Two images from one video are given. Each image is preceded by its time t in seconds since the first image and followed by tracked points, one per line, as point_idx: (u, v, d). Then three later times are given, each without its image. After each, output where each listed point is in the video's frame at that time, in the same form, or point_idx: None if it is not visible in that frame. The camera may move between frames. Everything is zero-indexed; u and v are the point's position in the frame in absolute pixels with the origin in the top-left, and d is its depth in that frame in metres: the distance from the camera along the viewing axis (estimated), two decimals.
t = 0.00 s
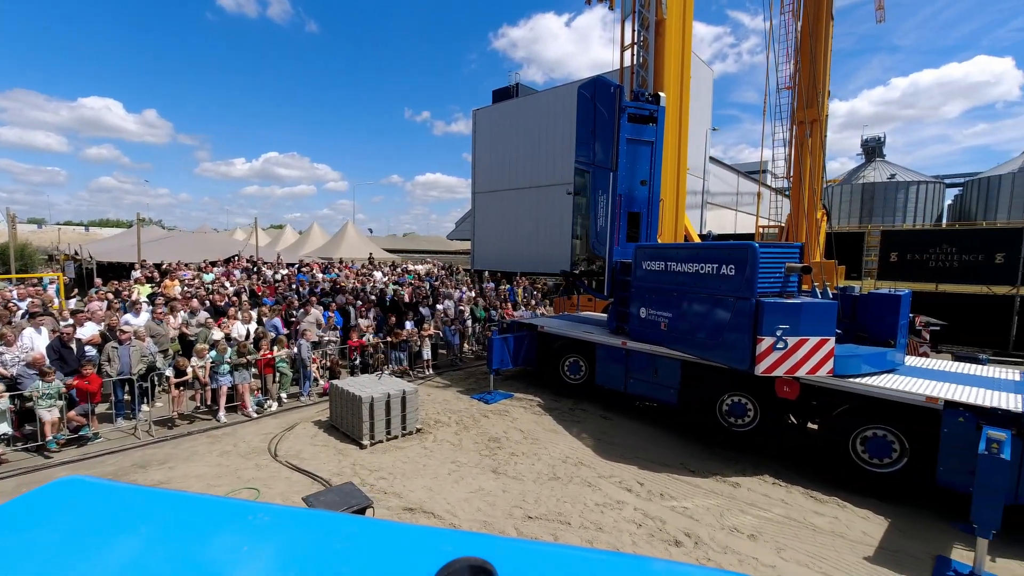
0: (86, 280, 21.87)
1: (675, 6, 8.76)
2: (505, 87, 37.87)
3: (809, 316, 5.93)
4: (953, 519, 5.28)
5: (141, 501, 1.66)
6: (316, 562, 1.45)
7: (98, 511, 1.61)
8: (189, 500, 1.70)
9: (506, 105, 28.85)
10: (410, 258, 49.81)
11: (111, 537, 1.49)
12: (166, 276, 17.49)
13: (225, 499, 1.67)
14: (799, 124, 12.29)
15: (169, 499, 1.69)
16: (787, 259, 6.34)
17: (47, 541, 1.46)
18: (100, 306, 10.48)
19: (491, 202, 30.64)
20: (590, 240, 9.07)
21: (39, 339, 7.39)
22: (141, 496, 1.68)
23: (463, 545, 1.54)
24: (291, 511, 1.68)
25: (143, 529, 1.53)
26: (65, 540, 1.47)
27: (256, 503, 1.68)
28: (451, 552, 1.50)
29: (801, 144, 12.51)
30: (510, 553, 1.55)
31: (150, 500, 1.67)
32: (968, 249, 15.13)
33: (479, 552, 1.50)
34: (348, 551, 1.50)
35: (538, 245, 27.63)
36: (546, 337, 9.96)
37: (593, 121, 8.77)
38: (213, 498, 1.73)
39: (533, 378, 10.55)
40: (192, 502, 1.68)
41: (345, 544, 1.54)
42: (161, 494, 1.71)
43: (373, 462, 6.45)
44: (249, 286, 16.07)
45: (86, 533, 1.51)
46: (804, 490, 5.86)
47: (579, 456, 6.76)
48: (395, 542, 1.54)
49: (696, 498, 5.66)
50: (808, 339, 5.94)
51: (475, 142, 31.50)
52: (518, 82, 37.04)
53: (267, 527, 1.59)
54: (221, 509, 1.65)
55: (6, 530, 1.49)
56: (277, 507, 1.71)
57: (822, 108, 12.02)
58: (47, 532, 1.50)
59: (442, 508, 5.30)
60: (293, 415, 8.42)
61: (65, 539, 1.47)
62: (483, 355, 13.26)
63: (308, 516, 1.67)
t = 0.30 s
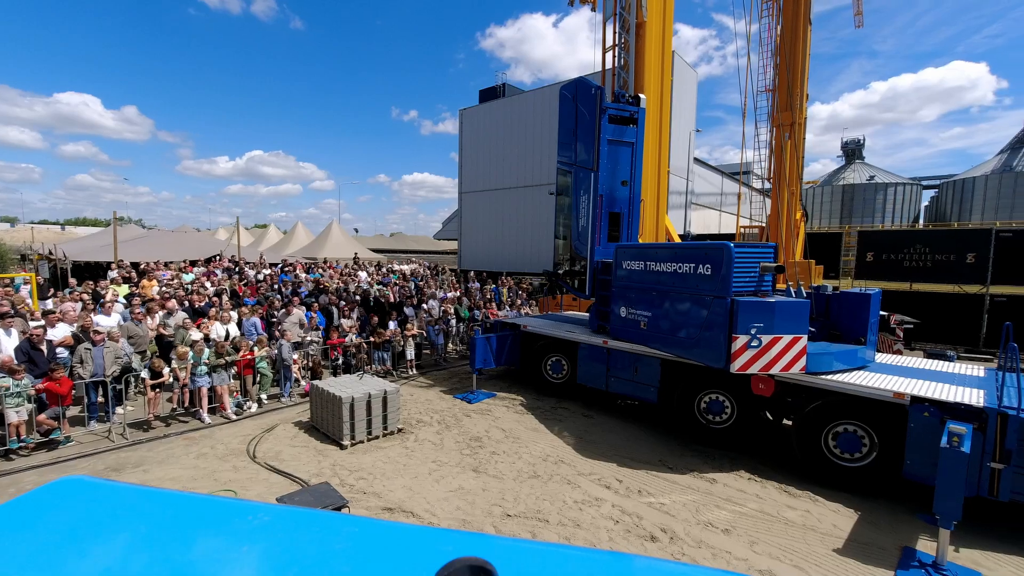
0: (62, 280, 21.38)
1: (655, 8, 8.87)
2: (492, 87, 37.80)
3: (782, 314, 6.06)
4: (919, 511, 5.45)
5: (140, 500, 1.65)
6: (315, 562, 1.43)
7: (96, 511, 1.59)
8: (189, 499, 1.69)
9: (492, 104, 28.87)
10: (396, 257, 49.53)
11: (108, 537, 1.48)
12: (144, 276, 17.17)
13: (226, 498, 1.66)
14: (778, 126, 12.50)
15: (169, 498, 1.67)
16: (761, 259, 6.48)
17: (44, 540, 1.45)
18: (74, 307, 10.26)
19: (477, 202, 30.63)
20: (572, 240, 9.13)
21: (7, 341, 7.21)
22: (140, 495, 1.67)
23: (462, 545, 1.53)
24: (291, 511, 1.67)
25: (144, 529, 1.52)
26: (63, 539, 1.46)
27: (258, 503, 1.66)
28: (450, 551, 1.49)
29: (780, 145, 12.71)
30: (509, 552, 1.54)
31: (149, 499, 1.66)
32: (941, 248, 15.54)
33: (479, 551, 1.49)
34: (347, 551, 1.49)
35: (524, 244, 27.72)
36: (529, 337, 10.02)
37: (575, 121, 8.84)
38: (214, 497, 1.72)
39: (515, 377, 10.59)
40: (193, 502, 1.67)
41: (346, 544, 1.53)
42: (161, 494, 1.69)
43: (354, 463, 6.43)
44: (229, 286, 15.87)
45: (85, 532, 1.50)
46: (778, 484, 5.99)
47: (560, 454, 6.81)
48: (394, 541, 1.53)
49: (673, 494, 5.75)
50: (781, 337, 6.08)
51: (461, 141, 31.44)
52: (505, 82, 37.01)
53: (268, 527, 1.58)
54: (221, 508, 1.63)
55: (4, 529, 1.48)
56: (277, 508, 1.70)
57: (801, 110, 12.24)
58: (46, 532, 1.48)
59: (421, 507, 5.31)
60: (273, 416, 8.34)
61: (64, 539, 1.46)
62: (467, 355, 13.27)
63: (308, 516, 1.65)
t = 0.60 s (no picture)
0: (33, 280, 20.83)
1: (634, 10, 8.96)
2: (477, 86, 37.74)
3: (754, 313, 6.19)
4: (885, 503, 5.61)
5: (139, 501, 1.67)
6: (315, 561, 1.46)
7: (95, 512, 1.61)
8: (189, 500, 1.72)
9: (477, 104, 28.85)
10: (380, 257, 49.22)
11: (106, 536, 1.50)
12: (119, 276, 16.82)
13: (226, 499, 1.69)
14: (757, 128, 12.66)
15: (168, 500, 1.70)
16: (735, 258, 6.62)
17: (45, 540, 1.47)
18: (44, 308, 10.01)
19: (462, 201, 30.58)
20: (552, 240, 9.20)
21: None
22: (140, 496, 1.70)
23: (463, 545, 1.55)
24: (289, 512, 1.69)
25: (144, 529, 1.55)
26: (61, 540, 1.47)
27: (257, 504, 1.69)
28: (451, 551, 1.52)
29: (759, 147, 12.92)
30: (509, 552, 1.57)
31: (150, 500, 1.68)
32: (912, 248, 15.97)
33: (479, 551, 1.51)
34: (348, 550, 1.52)
35: (509, 244, 27.79)
36: (511, 336, 10.06)
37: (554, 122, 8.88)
38: (213, 498, 1.74)
39: (497, 377, 10.62)
40: (193, 502, 1.70)
41: (346, 545, 1.55)
42: (161, 495, 1.72)
43: (332, 463, 6.39)
44: (207, 286, 15.60)
45: (84, 532, 1.52)
46: (752, 479, 6.12)
47: (539, 453, 6.87)
48: (395, 541, 1.55)
49: (649, 490, 5.84)
50: (753, 335, 6.21)
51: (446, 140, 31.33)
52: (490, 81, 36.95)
53: (267, 528, 1.60)
54: (221, 510, 1.66)
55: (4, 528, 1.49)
56: (277, 509, 1.73)
57: (778, 112, 12.45)
58: (47, 531, 1.50)
59: (398, 507, 5.31)
60: (250, 417, 8.25)
61: (65, 538, 1.48)
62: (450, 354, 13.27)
63: (307, 516, 1.68)
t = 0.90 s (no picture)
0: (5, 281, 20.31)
1: (614, 12, 9.05)
2: (463, 86, 37.66)
3: (728, 312, 6.31)
4: (853, 496, 5.76)
5: (140, 501, 1.69)
6: (315, 561, 1.47)
7: (94, 511, 1.62)
8: (189, 500, 1.73)
9: (462, 104, 28.82)
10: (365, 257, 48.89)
11: (105, 535, 1.51)
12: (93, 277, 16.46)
13: (227, 499, 1.71)
14: (736, 130, 12.85)
15: (167, 500, 1.71)
16: (709, 258, 6.75)
17: (44, 539, 1.48)
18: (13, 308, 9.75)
19: (447, 201, 30.50)
20: (534, 239, 9.26)
21: None
22: (141, 497, 1.71)
23: (463, 546, 1.57)
24: (289, 512, 1.71)
25: (144, 529, 1.55)
26: (60, 539, 1.48)
27: (258, 504, 1.71)
28: (451, 551, 1.54)
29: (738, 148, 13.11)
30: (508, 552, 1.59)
31: (150, 501, 1.69)
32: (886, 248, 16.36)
33: (480, 552, 1.53)
34: (349, 550, 1.53)
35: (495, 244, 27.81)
36: (493, 336, 10.09)
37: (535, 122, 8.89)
38: (212, 499, 1.75)
39: (479, 377, 10.62)
40: (192, 502, 1.71)
41: (346, 545, 1.56)
42: (160, 495, 1.73)
43: (309, 464, 6.35)
44: (185, 286, 15.32)
45: (83, 532, 1.53)
46: (727, 475, 6.24)
47: (519, 451, 6.90)
48: (394, 541, 1.57)
49: (626, 486, 5.92)
50: (727, 334, 6.33)
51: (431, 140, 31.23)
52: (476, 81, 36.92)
53: (266, 529, 1.61)
54: (220, 510, 1.68)
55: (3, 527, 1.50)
56: (276, 509, 1.74)
57: (757, 114, 12.64)
58: (47, 531, 1.51)
59: (375, 506, 5.30)
60: (228, 419, 8.15)
61: (65, 537, 1.49)
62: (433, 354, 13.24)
63: (306, 517, 1.69)
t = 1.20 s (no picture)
0: None
1: (594, 14, 9.13)
2: (447, 86, 37.52)
3: (703, 310, 6.43)
4: (823, 490, 5.91)
5: (140, 501, 1.68)
6: (315, 560, 1.46)
7: (94, 511, 1.62)
8: (191, 499, 1.73)
9: (447, 103, 28.76)
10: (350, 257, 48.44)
11: (105, 535, 1.50)
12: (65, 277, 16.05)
13: (228, 498, 1.71)
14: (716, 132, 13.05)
15: (169, 500, 1.70)
16: (685, 257, 6.87)
17: (43, 539, 1.47)
18: None
19: (432, 201, 30.38)
20: (515, 239, 9.31)
21: None
22: (141, 497, 1.71)
23: (463, 545, 1.55)
24: (290, 512, 1.70)
25: (144, 529, 1.55)
26: (61, 539, 1.48)
27: (258, 504, 1.71)
28: (451, 550, 1.52)
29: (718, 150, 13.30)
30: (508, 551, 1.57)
31: (151, 500, 1.69)
32: (862, 248, 16.76)
33: (480, 551, 1.52)
34: (349, 550, 1.52)
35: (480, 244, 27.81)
36: (475, 336, 10.10)
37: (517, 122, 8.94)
38: (212, 499, 1.75)
39: (462, 376, 10.63)
40: (193, 502, 1.71)
41: (347, 545, 1.55)
42: (160, 495, 1.72)
43: (287, 465, 6.31)
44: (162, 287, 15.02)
45: (84, 531, 1.52)
46: (702, 471, 6.35)
47: (499, 450, 6.94)
48: (393, 540, 1.56)
49: (603, 483, 5.99)
50: (702, 332, 6.45)
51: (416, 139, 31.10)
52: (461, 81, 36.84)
53: (267, 528, 1.61)
54: (221, 509, 1.68)
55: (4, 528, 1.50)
56: (276, 509, 1.73)
57: (736, 116, 12.81)
58: (48, 531, 1.51)
59: (353, 506, 5.29)
60: (204, 421, 8.04)
61: (65, 538, 1.48)
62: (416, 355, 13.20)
63: (307, 517, 1.69)
